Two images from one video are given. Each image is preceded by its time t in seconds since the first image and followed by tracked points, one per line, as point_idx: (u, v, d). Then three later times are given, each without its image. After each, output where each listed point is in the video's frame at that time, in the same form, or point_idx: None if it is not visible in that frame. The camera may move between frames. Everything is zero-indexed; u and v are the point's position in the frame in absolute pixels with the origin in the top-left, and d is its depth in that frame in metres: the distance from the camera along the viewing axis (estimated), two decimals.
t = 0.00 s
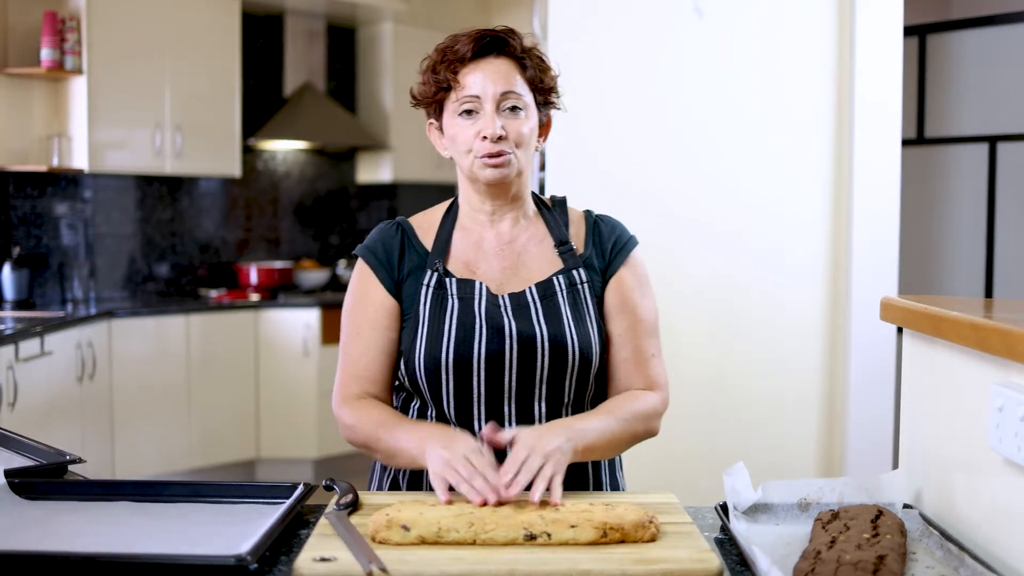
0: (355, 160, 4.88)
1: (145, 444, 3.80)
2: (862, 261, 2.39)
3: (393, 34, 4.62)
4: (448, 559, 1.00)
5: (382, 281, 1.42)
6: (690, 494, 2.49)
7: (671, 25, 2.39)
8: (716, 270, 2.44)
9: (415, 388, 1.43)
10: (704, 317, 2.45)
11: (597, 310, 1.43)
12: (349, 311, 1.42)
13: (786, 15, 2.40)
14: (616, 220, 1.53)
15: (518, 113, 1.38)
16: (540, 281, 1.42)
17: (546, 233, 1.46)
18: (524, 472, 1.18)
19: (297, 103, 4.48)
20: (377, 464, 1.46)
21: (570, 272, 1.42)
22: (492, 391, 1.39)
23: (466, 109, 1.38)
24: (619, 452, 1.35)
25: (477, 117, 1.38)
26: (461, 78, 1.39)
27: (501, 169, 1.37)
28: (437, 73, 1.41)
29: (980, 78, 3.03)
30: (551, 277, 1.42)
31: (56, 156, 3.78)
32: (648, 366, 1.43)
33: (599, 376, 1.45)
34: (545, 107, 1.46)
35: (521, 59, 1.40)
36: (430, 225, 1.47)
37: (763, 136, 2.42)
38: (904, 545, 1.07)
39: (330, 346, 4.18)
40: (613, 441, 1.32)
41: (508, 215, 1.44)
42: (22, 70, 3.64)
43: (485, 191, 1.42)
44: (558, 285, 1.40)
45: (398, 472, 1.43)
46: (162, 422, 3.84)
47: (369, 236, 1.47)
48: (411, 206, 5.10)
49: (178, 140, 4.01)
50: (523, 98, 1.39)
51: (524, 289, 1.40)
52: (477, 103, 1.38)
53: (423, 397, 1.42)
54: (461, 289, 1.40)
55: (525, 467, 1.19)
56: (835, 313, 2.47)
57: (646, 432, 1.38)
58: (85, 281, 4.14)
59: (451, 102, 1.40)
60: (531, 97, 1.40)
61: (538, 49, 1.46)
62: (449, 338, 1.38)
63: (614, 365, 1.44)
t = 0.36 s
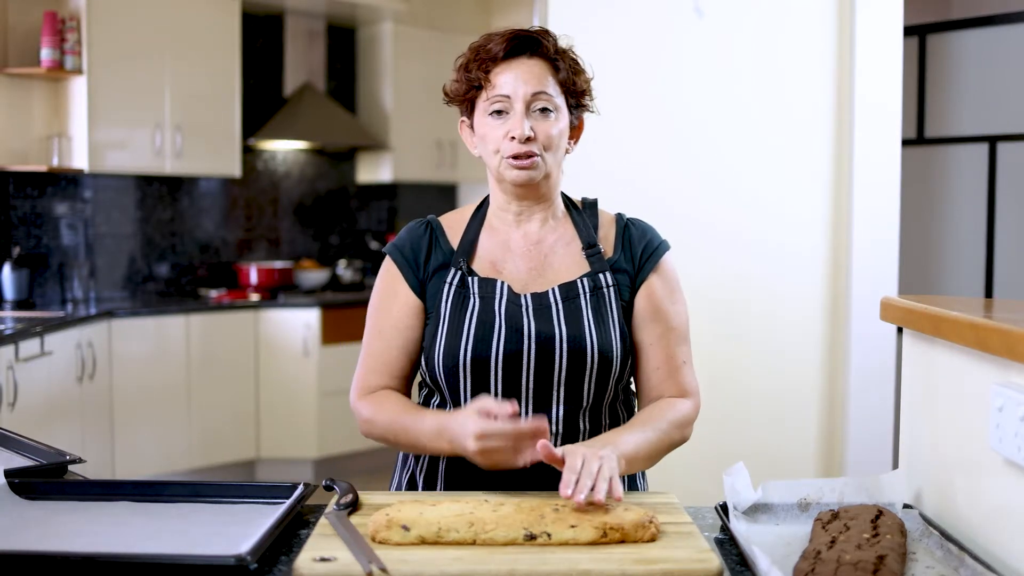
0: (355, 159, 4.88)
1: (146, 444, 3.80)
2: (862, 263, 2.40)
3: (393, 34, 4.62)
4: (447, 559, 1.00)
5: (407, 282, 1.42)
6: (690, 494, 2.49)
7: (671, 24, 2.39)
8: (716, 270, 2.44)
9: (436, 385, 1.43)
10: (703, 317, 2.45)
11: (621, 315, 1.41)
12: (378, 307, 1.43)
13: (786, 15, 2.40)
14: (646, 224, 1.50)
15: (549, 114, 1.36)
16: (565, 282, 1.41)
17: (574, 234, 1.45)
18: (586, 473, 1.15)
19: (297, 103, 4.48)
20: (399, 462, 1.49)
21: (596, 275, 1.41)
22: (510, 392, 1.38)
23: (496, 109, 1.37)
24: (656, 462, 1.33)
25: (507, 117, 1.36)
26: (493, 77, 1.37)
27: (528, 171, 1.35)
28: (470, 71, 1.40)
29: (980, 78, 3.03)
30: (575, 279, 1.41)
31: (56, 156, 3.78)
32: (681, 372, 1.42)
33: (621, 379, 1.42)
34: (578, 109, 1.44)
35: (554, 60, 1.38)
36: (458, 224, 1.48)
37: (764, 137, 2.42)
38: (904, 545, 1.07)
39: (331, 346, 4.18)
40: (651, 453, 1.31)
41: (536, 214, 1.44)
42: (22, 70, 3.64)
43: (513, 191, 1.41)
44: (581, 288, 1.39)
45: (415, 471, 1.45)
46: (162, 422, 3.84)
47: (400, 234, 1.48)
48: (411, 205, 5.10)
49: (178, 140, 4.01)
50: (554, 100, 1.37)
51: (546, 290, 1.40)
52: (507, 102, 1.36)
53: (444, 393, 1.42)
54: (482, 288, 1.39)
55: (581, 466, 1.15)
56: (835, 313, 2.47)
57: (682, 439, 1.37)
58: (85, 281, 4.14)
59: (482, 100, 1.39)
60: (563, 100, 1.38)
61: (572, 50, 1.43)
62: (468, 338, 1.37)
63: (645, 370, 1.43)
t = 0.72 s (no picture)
0: (355, 160, 4.88)
1: (146, 443, 3.80)
2: (862, 264, 2.41)
3: (393, 34, 4.62)
4: (447, 559, 1.00)
5: (408, 280, 1.43)
6: (691, 494, 2.49)
7: (671, 24, 2.38)
8: (716, 270, 2.44)
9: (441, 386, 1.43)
10: (703, 317, 2.45)
11: (624, 309, 1.41)
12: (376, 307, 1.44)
13: (786, 15, 2.40)
14: (648, 221, 1.50)
15: (556, 122, 1.36)
16: (567, 281, 1.41)
17: (576, 233, 1.45)
18: (567, 466, 1.17)
19: (297, 103, 4.48)
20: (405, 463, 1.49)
21: (599, 273, 1.41)
22: (514, 392, 1.38)
23: (504, 111, 1.36)
24: (654, 460, 1.33)
25: (514, 120, 1.36)
26: (503, 78, 1.37)
27: (529, 177, 1.36)
28: (481, 68, 1.39)
29: (980, 78, 3.03)
30: (578, 277, 1.41)
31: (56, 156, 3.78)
32: (683, 371, 1.41)
33: (626, 376, 1.42)
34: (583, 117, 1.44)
35: (566, 68, 1.38)
36: (459, 226, 1.48)
37: (764, 138, 2.42)
38: (904, 545, 1.07)
39: (331, 346, 4.18)
40: (648, 449, 1.31)
41: (536, 216, 1.43)
42: (22, 70, 3.64)
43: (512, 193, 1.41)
44: (584, 285, 1.39)
45: (424, 471, 1.45)
46: (162, 422, 3.84)
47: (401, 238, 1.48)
48: (411, 205, 5.10)
49: (178, 140, 4.01)
50: (562, 108, 1.37)
51: (549, 289, 1.40)
52: (516, 105, 1.36)
53: (449, 393, 1.42)
54: (485, 288, 1.39)
55: (562, 459, 1.18)
56: (835, 313, 2.47)
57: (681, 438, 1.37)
58: (85, 281, 4.14)
59: (490, 100, 1.38)
60: (571, 108, 1.38)
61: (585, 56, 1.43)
62: (472, 337, 1.37)
63: (648, 369, 1.43)
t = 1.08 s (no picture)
0: (355, 160, 4.88)
1: (145, 444, 3.80)
2: (862, 265, 2.41)
3: (393, 34, 4.62)
4: (447, 559, 1.00)
5: (403, 285, 1.43)
6: (690, 494, 2.49)
7: (671, 24, 2.38)
8: (716, 270, 2.44)
9: (436, 388, 1.43)
10: (703, 317, 2.45)
11: (624, 314, 1.41)
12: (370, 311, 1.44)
13: (786, 15, 2.40)
14: (645, 223, 1.51)
15: (550, 139, 1.34)
16: (565, 284, 1.41)
17: (574, 236, 1.45)
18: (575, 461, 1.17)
19: (297, 103, 4.48)
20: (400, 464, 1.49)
21: (598, 276, 1.41)
22: (512, 394, 1.38)
23: (496, 129, 1.34)
24: (654, 459, 1.34)
25: (507, 138, 1.34)
26: (495, 95, 1.34)
27: (523, 195, 1.37)
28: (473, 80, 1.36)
29: (980, 79, 3.03)
30: (577, 281, 1.41)
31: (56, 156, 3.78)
32: (682, 373, 1.43)
33: (624, 378, 1.42)
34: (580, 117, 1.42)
35: (561, 80, 1.34)
36: (456, 225, 1.48)
37: (764, 138, 2.42)
38: (904, 545, 1.07)
39: (331, 347, 4.18)
40: (649, 448, 1.32)
41: (535, 221, 1.44)
42: (22, 70, 3.64)
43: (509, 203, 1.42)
44: (583, 289, 1.39)
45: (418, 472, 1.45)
46: (162, 422, 3.84)
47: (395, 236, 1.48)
48: (411, 205, 5.11)
49: (178, 140, 4.01)
50: (557, 124, 1.34)
51: (548, 292, 1.40)
52: (509, 125, 1.33)
53: (445, 396, 1.42)
54: (483, 291, 1.40)
55: (571, 454, 1.17)
56: (835, 313, 2.47)
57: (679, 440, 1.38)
58: (85, 281, 4.14)
59: (483, 113, 1.36)
60: (566, 120, 1.36)
61: (580, 57, 1.39)
62: (470, 340, 1.37)
63: (647, 371, 1.44)
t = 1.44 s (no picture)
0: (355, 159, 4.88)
1: (145, 444, 3.80)
2: (862, 266, 2.41)
3: (393, 34, 4.61)
4: (446, 559, 1.00)
5: (396, 286, 1.42)
6: (690, 494, 2.49)
7: (671, 25, 2.38)
8: (716, 271, 2.44)
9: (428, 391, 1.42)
10: (703, 318, 2.45)
11: (619, 317, 1.41)
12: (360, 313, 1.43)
13: (786, 15, 2.40)
14: (640, 222, 1.51)
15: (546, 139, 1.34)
16: (560, 287, 1.40)
17: (569, 238, 1.45)
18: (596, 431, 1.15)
19: (296, 103, 4.48)
20: (395, 463, 1.49)
21: (593, 279, 1.41)
22: (506, 398, 1.38)
23: (492, 128, 1.34)
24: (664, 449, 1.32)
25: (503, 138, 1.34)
26: (491, 94, 1.34)
27: (519, 195, 1.36)
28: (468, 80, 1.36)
29: (980, 79, 3.03)
30: (572, 284, 1.41)
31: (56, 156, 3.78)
32: (679, 369, 1.42)
33: (619, 380, 1.43)
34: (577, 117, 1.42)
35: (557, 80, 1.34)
36: (449, 226, 1.47)
37: (764, 139, 2.42)
38: (904, 545, 1.07)
39: (330, 347, 4.18)
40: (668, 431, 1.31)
41: (530, 223, 1.43)
42: (22, 70, 3.64)
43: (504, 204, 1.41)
44: (578, 292, 1.39)
45: (412, 474, 1.45)
46: (162, 422, 3.84)
47: (388, 236, 1.48)
48: (411, 205, 5.11)
49: (177, 140, 4.00)
50: (553, 124, 1.34)
51: (542, 295, 1.39)
52: (504, 124, 1.33)
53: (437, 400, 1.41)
54: (477, 294, 1.39)
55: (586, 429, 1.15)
56: (835, 313, 2.47)
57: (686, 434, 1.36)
58: (84, 281, 4.14)
59: (479, 113, 1.36)
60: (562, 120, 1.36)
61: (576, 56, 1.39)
62: (464, 344, 1.38)
63: (642, 370, 1.44)
